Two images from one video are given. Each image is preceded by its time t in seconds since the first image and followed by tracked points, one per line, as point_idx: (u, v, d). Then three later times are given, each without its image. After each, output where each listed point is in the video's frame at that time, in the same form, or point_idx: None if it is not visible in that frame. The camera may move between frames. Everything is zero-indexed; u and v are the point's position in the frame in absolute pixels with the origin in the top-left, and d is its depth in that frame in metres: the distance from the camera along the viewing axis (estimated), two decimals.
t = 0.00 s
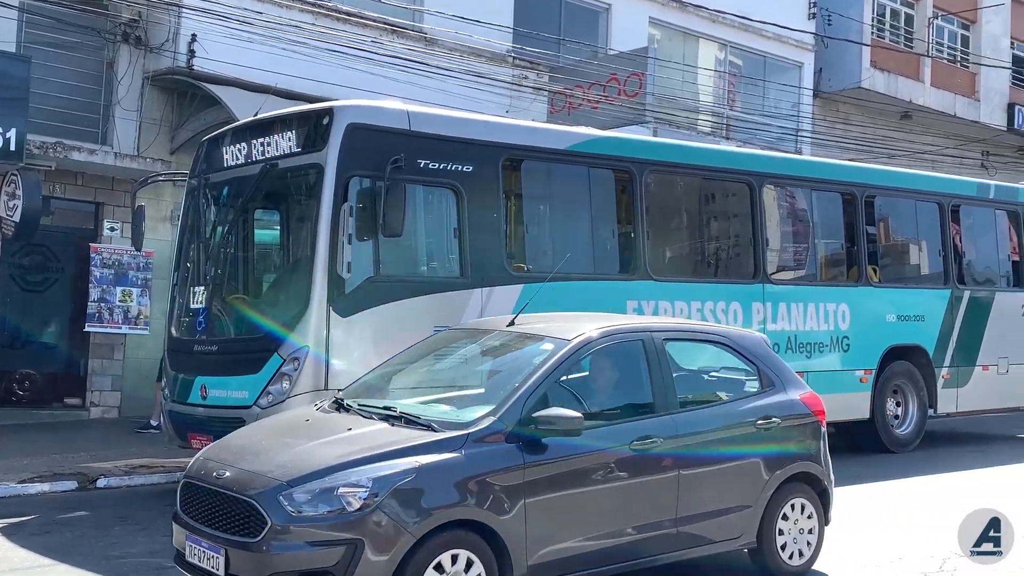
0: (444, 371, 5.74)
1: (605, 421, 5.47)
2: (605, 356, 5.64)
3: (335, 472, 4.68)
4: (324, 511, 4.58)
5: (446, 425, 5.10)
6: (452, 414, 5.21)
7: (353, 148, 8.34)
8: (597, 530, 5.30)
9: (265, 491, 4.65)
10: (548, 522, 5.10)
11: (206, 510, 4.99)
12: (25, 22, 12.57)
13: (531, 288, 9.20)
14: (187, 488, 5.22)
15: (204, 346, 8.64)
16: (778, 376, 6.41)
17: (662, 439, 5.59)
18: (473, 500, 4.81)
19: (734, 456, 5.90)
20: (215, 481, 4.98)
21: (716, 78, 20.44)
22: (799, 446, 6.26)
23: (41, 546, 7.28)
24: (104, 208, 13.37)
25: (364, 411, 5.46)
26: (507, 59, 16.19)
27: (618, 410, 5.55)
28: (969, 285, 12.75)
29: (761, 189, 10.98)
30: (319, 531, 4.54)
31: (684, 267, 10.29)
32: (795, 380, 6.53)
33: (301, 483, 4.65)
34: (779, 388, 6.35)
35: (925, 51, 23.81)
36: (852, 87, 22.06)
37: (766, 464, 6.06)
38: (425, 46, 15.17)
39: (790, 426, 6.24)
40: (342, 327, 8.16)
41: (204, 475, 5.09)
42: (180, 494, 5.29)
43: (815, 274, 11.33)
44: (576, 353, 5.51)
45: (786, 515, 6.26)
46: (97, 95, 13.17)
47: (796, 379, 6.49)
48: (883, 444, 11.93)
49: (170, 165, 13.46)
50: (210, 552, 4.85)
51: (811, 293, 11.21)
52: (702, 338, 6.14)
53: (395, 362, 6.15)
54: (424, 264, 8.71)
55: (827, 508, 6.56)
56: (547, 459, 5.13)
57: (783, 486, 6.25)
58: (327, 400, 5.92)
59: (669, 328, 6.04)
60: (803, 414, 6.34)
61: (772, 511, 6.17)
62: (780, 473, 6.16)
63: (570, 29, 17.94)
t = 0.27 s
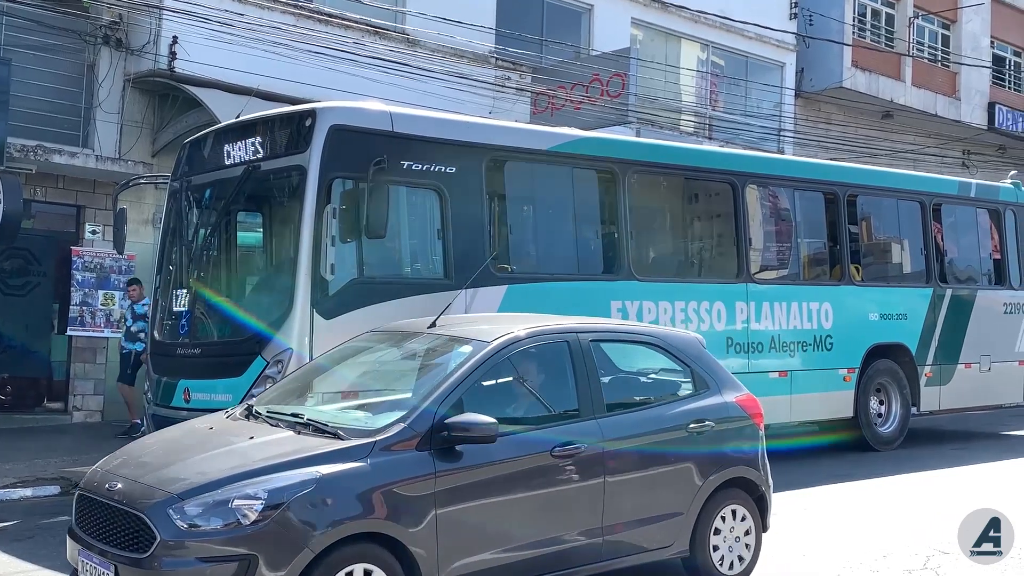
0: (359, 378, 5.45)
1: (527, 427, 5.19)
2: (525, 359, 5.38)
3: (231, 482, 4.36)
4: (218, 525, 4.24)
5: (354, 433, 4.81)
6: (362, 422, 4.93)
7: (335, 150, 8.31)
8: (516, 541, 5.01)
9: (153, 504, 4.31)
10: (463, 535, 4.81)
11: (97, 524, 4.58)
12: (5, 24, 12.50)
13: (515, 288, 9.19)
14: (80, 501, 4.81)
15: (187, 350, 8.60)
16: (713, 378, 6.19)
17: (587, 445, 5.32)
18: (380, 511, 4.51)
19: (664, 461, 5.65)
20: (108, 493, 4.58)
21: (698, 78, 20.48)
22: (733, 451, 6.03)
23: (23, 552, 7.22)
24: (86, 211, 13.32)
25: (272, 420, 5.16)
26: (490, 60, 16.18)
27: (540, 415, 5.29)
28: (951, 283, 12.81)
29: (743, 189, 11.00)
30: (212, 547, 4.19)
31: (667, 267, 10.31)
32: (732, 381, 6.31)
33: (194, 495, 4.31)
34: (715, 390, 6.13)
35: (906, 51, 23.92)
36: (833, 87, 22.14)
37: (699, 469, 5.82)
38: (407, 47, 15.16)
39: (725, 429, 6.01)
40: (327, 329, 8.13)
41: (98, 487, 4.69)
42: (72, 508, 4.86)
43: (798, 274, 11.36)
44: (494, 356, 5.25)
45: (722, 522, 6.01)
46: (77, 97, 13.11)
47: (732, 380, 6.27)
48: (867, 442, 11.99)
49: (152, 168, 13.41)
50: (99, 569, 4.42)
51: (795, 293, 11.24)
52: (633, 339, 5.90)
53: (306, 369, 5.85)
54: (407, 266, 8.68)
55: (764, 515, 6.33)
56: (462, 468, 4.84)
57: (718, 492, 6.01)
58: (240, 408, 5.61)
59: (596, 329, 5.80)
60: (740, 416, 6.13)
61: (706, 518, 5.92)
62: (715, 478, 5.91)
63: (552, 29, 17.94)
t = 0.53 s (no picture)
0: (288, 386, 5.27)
1: (460, 433, 5.03)
2: (462, 361, 5.21)
3: (144, 494, 4.14)
4: (127, 539, 4.02)
5: (275, 441, 4.62)
6: (284, 430, 4.74)
7: (323, 152, 8.30)
8: (445, 553, 4.81)
9: (60, 519, 4.10)
10: (388, 547, 4.61)
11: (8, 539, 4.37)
12: None
13: (504, 290, 9.19)
14: None
15: (175, 352, 8.58)
16: (658, 380, 6.06)
17: (523, 451, 5.17)
18: (301, 523, 4.31)
19: (603, 467, 5.50)
20: (20, 506, 4.38)
21: (686, 80, 20.49)
22: (677, 456, 5.90)
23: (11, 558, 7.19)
24: (73, 214, 13.27)
25: (194, 428, 4.97)
26: (477, 62, 16.19)
27: (473, 420, 5.13)
28: (939, 283, 12.85)
29: (732, 190, 11.01)
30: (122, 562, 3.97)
31: (656, 268, 10.32)
32: (678, 384, 6.19)
33: (103, 508, 4.10)
34: (660, 393, 6.00)
35: (893, 52, 24.00)
36: (820, 88, 22.19)
37: (642, 475, 5.69)
38: (395, 49, 15.15)
39: (670, 434, 5.88)
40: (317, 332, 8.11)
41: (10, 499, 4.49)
42: None
43: (787, 274, 11.38)
44: (431, 357, 5.07)
45: (670, 529, 5.89)
46: (64, 101, 13.04)
47: (678, 383, 6.15)
48: (854, 441, 12.11)
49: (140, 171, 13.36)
50: None
51: (783, 294, 11.26)
52: (573, 342, 5.74)
53: (238, 377, 5.68)
54: (395, 268, 8.68)
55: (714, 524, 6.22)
56: (388, 476, 4.66)
57: (664, 499, 5.89)
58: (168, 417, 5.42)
59: (538, 330, 5.64)
60: (685, 420, 6.00)
61: (654, 524, 5.79)
62: (661, 485, 5.80)
63: (540, 31, 17.96)
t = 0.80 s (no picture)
0: (202, 389, 4.93)
1: (377, 441, 4.69)
2: (382, 364, 4.87)
3: (33, 504, 3.80)
4: (9, 554, 3.66)
5: (177, 451, 4.28)
6: (188, 439, 4.40)
7: (312, 154, 8.28)
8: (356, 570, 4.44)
9: None
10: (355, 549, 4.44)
11: None
12: None
13: (493, 291, 9.19)
14: None
15: (166, 355, 8.59)
16: (597, 383, 5.71)
17: (446, 459, 4.81)
18: (194, 538, 3.97)
19: (537, 476, 5.15)
20: None
21: (675, 81, 20.52)
22: (616, 463, 5.53)
23: None
24: (61, 217, 13.24)
25: (98, 437, 4.64)
26: (466, 63, 16.19)
27: (392, 427, 4.79)
28: (927, 283, 12.89)
29: (720, 191, 11.03)
30: None
31: (645, 269, 10.33)
32: (620, 388, 5.83)
33: None
34: (599, 397, 5.65)
35: (881, 52, 24.06)
36: (809, 89, 22.23)
37: (577, 483, 5.31)
38: (383, 51, 15.14)
39: (608, 441, 5.52)
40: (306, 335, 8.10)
41: None
42: None
43: (776, 275, 11.39)
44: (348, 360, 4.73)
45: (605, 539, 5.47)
46: (52, 103, 12.99)
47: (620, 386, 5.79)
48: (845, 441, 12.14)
49: (128, 173, 13.33)
50: None
51: (773, 294, 11.27)
52: (509, 342, 5.41)
53: (157, 379, 5.34)
54: (384, 270, 8.66)
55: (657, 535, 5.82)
56: (298, 487, 4.32)
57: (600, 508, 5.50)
58: (78, 423, 5.09)
59: (468, 332, 5.31)
60: (626, 424, 5.65)
61: (588, 534, 5.39)
62: (596, 494, 5.41)
63: (529, 33, 17.97)
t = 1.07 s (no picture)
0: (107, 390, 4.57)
1: (291, 448, 4.37)
2: (300, 367, 4.53)
3: None
4: None
5: (71, 458, 3.93)
6: (84, 446, 4.04)
7: (306, 154, 8.27)
8: None
9: None
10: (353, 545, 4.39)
11: None
12: None
13: (487, 291, 9.19)
14: None
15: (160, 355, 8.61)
16: (531, 386, 5.41)
17: (363, 468, 4.48)
18: (90, 553, 3.62)
19: (463, 482, 4.83)
20: None
21: (669, 81, 20.52)
22: (552, 468, 5.24)
23: None
24: (54, 218, 13.25)
25: None
26: (460, 63, 16.20)
27: (308, 433, 4.46)
28: (919, 282, 12.91)
29: (714, 190, 11.04)
30: None
31: (639, 268, 10.34)
32: (557, 391, 5.54)
33: None
34: (533, 400, 5.35)
35: (874, 52, 24.11)
36: (802, 89, 22.27)
37: (505, 491, 4.99)
38: (377, 51, 15.15)
39: (543, 445, 5.22)
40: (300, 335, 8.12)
41: None
42: None
43: (769, 274, 11.41)
44: (258, 364, 4.38)
45: (540, 551, 5.12)
46: (45, 103, 12.98)
47: (556, 389, 5.50)
48: (839, 441, 12.19)
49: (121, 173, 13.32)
50: None
51: (766, 294, 11.29)
52: (440, 343, 5.10)
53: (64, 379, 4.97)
54: (378, 270, 8.67)
55: (595, 541, 5.48)
56: (254, 487, 4.13)
57: (531, 518, 5.16)
58: None
59: (394, 333, 4.98)
60: (563, 429, 5.36)
61: (519, 547, 5.04)
62: (526, 502, 5.07)
63: (523, 33, 17.99)
